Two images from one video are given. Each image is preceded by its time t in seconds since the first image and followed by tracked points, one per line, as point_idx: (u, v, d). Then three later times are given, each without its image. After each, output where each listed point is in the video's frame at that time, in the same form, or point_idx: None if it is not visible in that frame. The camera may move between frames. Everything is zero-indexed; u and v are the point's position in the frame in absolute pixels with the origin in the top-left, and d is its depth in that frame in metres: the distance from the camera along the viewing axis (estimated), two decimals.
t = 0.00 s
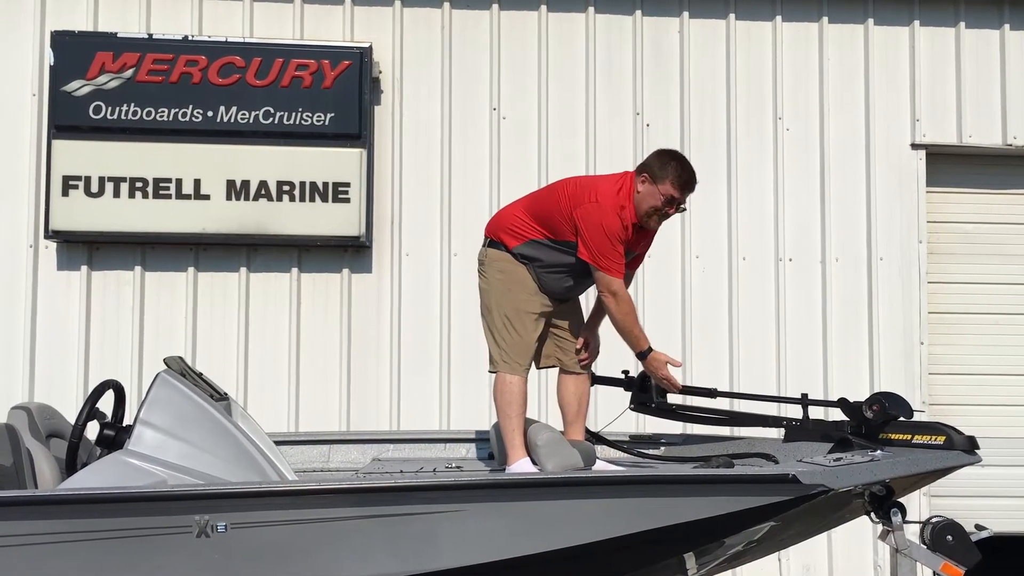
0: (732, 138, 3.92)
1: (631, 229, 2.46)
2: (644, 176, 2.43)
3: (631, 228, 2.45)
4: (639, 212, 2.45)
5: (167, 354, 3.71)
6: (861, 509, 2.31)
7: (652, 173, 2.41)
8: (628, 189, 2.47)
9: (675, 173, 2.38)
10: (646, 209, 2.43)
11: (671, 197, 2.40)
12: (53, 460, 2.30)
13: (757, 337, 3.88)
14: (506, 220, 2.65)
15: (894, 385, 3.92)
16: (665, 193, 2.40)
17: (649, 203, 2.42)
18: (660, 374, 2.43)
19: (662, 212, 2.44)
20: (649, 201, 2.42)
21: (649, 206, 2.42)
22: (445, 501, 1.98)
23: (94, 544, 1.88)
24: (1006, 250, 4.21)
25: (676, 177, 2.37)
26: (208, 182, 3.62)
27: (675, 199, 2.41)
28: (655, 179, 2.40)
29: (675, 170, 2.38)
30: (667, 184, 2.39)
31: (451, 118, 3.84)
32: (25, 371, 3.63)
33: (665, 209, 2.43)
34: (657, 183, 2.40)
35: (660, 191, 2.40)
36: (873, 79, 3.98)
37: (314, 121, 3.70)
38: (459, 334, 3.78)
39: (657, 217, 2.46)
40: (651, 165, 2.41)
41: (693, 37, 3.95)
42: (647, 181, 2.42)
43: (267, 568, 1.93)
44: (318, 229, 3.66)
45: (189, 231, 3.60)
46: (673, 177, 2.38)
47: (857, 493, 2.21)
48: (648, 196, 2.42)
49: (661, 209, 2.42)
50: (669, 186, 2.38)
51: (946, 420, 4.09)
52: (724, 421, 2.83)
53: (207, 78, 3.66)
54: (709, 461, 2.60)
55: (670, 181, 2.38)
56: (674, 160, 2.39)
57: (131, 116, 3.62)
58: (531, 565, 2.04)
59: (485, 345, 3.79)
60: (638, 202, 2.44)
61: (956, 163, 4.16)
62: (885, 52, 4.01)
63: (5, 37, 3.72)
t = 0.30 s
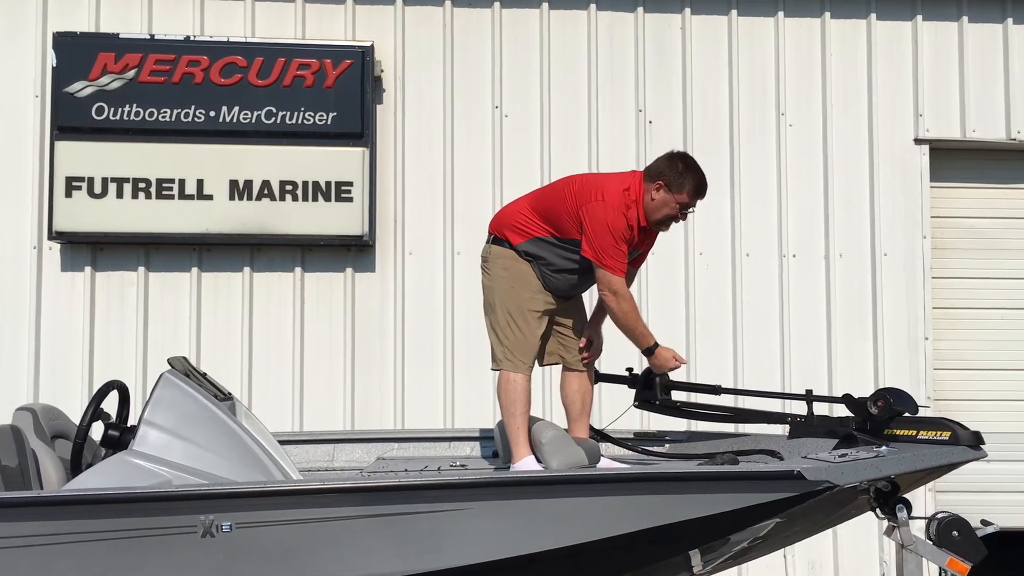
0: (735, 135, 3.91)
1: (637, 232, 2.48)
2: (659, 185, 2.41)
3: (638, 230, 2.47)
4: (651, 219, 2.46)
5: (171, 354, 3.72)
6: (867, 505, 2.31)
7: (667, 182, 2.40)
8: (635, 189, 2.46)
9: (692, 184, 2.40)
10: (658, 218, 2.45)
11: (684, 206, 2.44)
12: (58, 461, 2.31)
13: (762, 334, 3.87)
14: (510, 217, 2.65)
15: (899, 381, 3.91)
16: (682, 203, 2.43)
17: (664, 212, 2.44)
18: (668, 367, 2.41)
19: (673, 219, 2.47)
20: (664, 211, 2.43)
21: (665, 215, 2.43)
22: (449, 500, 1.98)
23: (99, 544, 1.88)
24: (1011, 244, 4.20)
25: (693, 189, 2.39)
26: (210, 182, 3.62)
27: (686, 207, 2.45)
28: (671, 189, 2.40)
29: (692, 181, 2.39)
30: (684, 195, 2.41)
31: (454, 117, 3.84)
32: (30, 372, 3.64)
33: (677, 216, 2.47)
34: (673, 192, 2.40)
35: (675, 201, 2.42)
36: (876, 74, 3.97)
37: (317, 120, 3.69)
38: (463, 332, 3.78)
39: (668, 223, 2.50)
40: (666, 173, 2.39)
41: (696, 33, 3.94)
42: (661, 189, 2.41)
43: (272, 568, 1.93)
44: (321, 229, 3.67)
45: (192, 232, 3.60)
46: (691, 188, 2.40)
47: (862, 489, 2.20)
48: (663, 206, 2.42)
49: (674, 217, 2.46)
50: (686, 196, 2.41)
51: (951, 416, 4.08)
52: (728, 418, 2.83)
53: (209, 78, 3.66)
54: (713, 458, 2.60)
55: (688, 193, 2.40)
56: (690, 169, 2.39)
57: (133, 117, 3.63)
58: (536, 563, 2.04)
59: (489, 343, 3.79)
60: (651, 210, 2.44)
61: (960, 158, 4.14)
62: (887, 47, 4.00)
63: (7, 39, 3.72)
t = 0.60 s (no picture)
0: (739, 129, 3.90)
1: (646, 226, 2.48)
2: (667, 178, 2.42)
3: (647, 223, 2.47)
4: (660, 212, 2.46)
5: (177, 353, 3.73)
6: (874, 498, 2.31)
7: (675, 175, 2.41)
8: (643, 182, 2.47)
9: (700, 176, 2.41)
10: (667, 210, 2.45)
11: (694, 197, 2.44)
12: (66, 461, 2.32)
13: (767, 328, 3.86)
14: (517, 213, 2.64)
15: (905, 374, 3.90)
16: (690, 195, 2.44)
17: (673, 205, 2.44)
18: (685, 356, 2.43)
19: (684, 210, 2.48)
20: (674, 203, 2.44)
21: (673, 208, 2.44)
22: (456, 497, 1.98)
23: (107, 544, 1.89)
24: (1017, 236, 4.18)
25: (702, 181, 2.40)
26: (215, 181, 3.63)
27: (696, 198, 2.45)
28: (680, 181, 2.41)
29: (700, 174, 2.40)
30: (693, 187, 2.41)
31: (457, 114, 3.84)
32: (37, 373, 3.65)
33: (686, 208, 2.47)
34: (682, 184, 2.41)
35: (685, 193, 2.43)
36: (880, 66, 3.95)
37: (320, 119, 3.70)
38: (468, 329, 3.78)
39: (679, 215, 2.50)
40: (674, 166, 2.40)
41: (699, 28, 3.93)
42: (670, 182, 2.42)
43: (280, 566, 1.94)
44: (326, 227, 3.67)
45: (197, 231, 3.61)
46: (699, 181, 2.41)
47: (870, 482, 2.20)
48: (673, 198, 2.43)
49: (684, 209, 2.46)
50: (695, 188, 2.41)
51: (959, 408, 4.07)
52: (735, 412, 2.82)
53: (212, 78, 3.66)
54: (720, 453, 2.60)
55: (697, 185, 2.41)
56: (698, 162, 2.40)
57: (138, 118, 3.64)
58: (543, 559, 2.04)
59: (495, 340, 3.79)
60: (660, 204, 2.45)
61: (965, 150, 4.12)
62: (891, 40, 3.98)
63: (10, 41, 3.73)
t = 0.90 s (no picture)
0: (741, 126, 3.89)
1: (651, 224, 2.49)
2: (673, 177, 2.43)
3: (651, 221, 2.47)
4: (665, 211, 2.47)
5: (181, 354, 3.74)
6: (878, 494, 2.31)
7: (681, 174, 2.41)
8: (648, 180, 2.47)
9: (706, 177, 2.40)
10: (672, 209, 2.46)
11: (699, 197, 2.44)
12: (71, 463, 2.33)
13: (770, 325, 3.86)
14: (522, 210, 2.65)
15: (909, 369, 3.89)
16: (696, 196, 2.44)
17: (677, 204, 2.45)
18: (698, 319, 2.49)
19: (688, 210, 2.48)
20: (678, 202, 2.44)
21: (678, 207, 2.45)
22: (460, 496, 1.98)
23: (112, 544, 1.89)
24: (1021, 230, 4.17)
25: (708, 182, 2.39)
26: (217, 182, 3.63)
27: (701, 198, 2.45)
28: (685, 180, 2.41)
29: (706, 174, 2.40)
30: (699, 187, 2.42)
31: (458, 112, 3.84)
32: (41, 375, 3.66)
33: (690, 208, 2.48)
34: (688, 184, 2.41)
35: (690, 192, 2.43)
36: (882, 60, 3.94)
37: (322, 119, 3.70)
38: (471, 328, 3.79)
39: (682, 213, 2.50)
40: (680, 165, 2.41)
41: (700, 24, 3.92)
42: (675, 181, 2.43)
43: (285, 565, 1.94)
44: (329, 227, 3.67)
45: (200, 232, 3.62)
46: (706, 181, 2.40)
47: (874, 478, 2.20)
48: (679, 197, 2.44)
49: (688, 208, 2.47)
50: (701, 188, 2.42)
51: (963, 403, 4.06)
52: (738, 409, 2.82)
53: (214, 78, 3.67)
54: (724, 449, 2.60)
55: (703, 186, 2.41)
56: (705, 163, 2.40)
57: (139, 119, 3.64)
58: (547, 557, 2.04)
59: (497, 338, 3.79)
60: (665, 202, 2.45)
61: (968, 145, 4.11)
62: (893, 34, 3.97)
63: (12, 43, 3.74)
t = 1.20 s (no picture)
0: (741, 124, 3.89)
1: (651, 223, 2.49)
2: (673, 176, 2.43)
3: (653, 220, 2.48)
4: (666, 210, 2.47)
5: (181, 354, 3.74)
6: (879, 492, 2.30)
7: (681, 172, 2.42)
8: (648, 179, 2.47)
9: (706, 175, 2.41)
10: (672, 208, 2.46)
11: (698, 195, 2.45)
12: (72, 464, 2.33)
13: (771, 323, 3.86)
14: (521, 211, 2.64)
15: (910, 367, 3.89)
16: (697, 194, 2.44)
17: (678, 203, 2.45)
18: (713, 345, 2.31)
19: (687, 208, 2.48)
20: (679, 200, 2.44)
21: (678, 206, 2.45)
22: (460, 495, 1.98)
23: (113, 545, 1.89)
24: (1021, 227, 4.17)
25: (707, 180, 2.40)
26: (217, 182, 3.63)
27: (700, 196, 2.45)
28: (685, 179, 2.41)
29: (706, 172, 2.40)
30: (699, 185, 2.42)
31: (458, 112, 3.84)
32: (42, 376, 3.66)
33: (690, 206, 2.48)
34: (687, 182, 2.42)
35: (689, 191, 2.43)
36: (881, 58, 3.94)
37: (321, 119, 3.70)
38: (471, 327, 3.79)
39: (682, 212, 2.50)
40: (679, 164, 2.41)
41: (699, 23, 3.92)
42: (675, 179, 2.43)
43: (286, 565, 1.95)
44: (329, 227, 3.67)
45: (200, 233, 3.62)
46: (705, 179, 2.41)
47: (875, 476, 2.20)
48: (678, 195, 2.43)
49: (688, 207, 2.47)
50: (700, 186, 2.42)
51: (964, 401, 4.06)
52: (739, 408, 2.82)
53: (213, 79, 3.67)
54: (725, 448, 2.60)
55: (703, 184, 2.42)
56: (704, 160, 2.41)
57: (139, 119, 3.64)
58: (548, 555, 2.04)
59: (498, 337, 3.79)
60: (664, 201, 2.45)
61: (968, 142, 4.11)
62: (893, 32, 3.96)
63: (11, 44, 3.74)
